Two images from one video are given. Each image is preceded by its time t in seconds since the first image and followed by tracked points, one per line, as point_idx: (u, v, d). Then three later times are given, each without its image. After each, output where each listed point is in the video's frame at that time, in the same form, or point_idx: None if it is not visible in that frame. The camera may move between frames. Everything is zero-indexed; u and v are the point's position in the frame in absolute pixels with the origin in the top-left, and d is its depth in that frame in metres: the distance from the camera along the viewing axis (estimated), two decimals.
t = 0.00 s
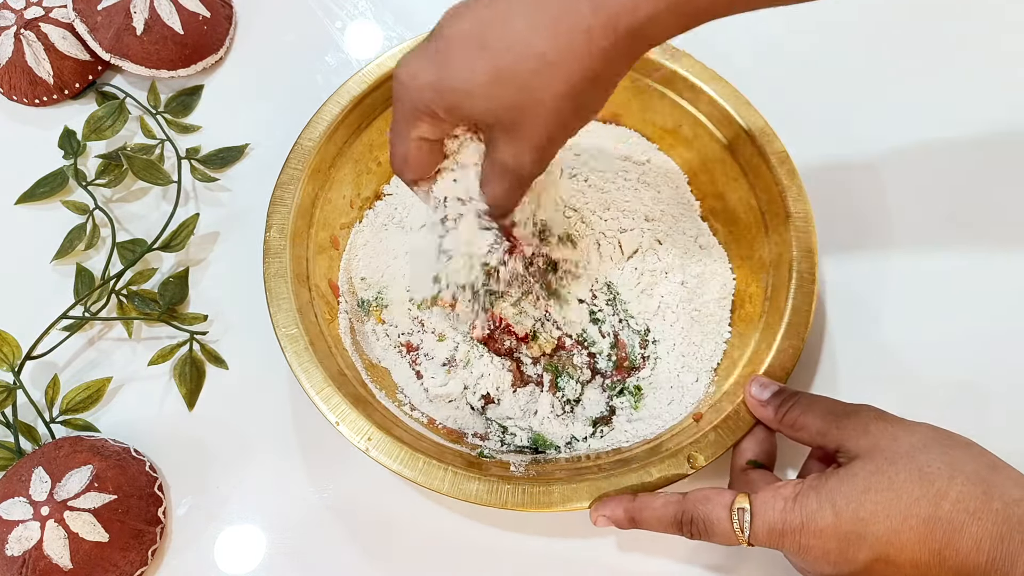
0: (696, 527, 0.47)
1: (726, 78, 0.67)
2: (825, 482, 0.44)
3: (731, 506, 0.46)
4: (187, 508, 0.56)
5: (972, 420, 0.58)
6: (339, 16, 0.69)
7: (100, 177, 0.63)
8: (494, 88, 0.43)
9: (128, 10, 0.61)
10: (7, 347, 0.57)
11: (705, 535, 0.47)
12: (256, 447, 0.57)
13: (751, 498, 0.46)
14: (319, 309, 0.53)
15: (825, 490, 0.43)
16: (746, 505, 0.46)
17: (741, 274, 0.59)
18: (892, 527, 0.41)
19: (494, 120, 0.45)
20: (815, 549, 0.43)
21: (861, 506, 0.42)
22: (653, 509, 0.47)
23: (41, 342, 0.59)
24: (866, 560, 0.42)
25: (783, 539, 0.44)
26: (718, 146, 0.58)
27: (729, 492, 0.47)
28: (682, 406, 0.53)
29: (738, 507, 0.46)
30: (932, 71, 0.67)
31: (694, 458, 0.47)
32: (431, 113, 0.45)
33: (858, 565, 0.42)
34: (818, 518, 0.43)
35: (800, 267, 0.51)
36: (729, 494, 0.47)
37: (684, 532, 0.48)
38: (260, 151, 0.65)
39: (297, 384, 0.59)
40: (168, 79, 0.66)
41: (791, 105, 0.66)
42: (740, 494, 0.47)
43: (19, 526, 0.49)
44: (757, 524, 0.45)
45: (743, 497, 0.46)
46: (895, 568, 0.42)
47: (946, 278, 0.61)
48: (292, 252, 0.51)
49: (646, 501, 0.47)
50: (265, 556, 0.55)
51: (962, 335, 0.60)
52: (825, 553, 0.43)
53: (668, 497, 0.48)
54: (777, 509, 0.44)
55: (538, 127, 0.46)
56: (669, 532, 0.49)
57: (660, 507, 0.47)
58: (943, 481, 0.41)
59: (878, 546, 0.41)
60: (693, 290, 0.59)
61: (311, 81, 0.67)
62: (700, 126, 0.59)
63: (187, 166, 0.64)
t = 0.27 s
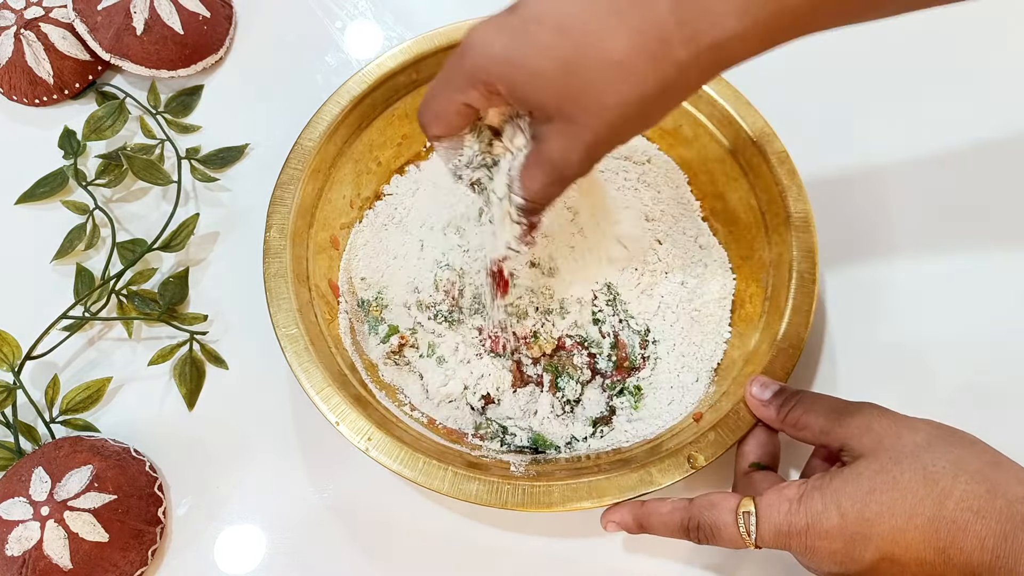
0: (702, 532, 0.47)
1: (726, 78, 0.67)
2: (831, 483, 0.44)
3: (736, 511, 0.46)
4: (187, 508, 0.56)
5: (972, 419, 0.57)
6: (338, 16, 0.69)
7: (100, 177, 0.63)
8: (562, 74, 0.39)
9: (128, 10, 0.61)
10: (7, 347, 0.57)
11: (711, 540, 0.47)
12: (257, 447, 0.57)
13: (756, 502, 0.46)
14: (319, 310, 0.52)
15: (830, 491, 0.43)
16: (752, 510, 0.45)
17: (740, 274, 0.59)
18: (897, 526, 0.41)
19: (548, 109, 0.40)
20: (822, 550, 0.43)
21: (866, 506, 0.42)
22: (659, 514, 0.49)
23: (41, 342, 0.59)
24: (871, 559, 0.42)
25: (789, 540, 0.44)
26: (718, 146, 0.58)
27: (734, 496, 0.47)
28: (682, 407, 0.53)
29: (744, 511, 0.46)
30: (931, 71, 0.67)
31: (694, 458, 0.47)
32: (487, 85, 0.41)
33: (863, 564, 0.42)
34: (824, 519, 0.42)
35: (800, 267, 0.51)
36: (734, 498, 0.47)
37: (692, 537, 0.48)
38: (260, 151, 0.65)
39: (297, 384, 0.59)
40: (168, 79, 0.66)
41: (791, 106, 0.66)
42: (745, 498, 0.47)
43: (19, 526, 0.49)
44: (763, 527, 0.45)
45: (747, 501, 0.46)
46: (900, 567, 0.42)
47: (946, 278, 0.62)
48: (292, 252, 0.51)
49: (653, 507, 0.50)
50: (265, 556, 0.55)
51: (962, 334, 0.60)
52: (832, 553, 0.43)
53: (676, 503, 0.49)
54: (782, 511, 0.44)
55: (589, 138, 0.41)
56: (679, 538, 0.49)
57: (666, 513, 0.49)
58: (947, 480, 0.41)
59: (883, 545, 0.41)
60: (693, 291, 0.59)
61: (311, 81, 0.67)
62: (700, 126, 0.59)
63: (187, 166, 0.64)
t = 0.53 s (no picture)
0: (702, 531, 0.48)
1: (726, 77, 0.67)
2: (830, 481, 0.44)
3: (736, 509, 0.46)
4: (187, 508, 0.56)
5: (971, 417, 0.58)
6: (338, 16, 0.69)
7: (100, 177, 0.63)
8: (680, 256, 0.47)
9: (128, 10, 0.61)
10: (6, 347, 0.57)
11: (710, 539, 0.47)
12: (257, 447, 0.57)
13: (755, 500, 0.46)
14: (319, 309, 0.53)
15: (829, 490, 0.43)
16: (751, 508, 0.46)
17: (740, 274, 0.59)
18: (896, 525, 0.41)
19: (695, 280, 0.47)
20: (820, 549, 0.43)
21: (865, 505, 0.42)
22: (659, 512, 0.49)
23: (41, 341, 0.59)
24: (871, 558, 0.42)
25: (788, 539, 0.44)
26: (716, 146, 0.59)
27: (733, 494, 0.47)
28: (684, 407, 0.53)
29: (743, 510, 0.46)
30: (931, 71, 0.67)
31: (694, 458, 0.47)
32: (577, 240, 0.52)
33: (862, 563, 0.42)
34: (823, 518, 0.43)
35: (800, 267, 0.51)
36: (733, 497, 0.47)
37: (691, 536, 0.48)
38: (260, 151, 0.65)
39: (296, 383, 0.59)
40: (168, 78, 0.66)
41: (790, 105, 0.66)
42: (744, 497, 0.47)
43: (19, 526, 0.49)
44: (762, 526, 0.45)
45: (747, 500, 0.46)
46: (900, 565, 0.42)
47: (945, 277, 0.62)
48: (292, 252, 0.51)
49: (653, 504, 0.49)
50: (265, 556, 0.55)
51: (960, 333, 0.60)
52: (830, 552, 0.43)
53: (675, 501, 0.49)
54: (781, 510, 0.44)
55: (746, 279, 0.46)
56: (679, 536, 0.50)
57: (666, 511, 0.49)
58: (947, 479, 0.41)
59: (883, 544, 0.41)
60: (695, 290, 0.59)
61: (311, 81, 0.67)
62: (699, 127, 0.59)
63: (188, 166, 0.64)
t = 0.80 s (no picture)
0: (702, 531, 0.48)
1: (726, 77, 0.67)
2: (830, 483, 0.44)
3: (736, 510, 0.46)
4: (187, 508, 0.56)
5: (971, 418, 0.57)
6: (338, 16, 0.69)
7: (100, 177, 0.63)
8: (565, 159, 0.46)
9: (128, 10, 0.61)
10: (7, 347, 0.57)
11: (710, 539, 0.47)
12: (257, 446, 0.57)
13: (755, 501, 0.46)
14: (319, 309, 0.53)
15: (829, 491, 0.43)
16: (751, 509, 0.46)
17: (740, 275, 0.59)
18: (896, 526, 0.41)
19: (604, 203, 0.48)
20: (820, 550, 0.43)
21: (865, 506, 0.42)
22: (659, 513, 0.49)
23: (41, 341, 0.59)
24: (871, 559, 0.42)
25: (788, 540, 0.44)
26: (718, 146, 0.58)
27: (733, 495, 0.47)
28: (683, 407, 0.53)
29: (744, 511, 0.46)
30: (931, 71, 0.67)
31: (694, 458, 0.47)
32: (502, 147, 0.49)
33: (862, 564, 0.42)
34: (823, 519, 0.43)
35: (800, 268, 0.51)
36: (733, 498, 0.47)
37: (691, 536, 0.48)
38: (260, 151, 0.65)
39: (297, 383, 0.59)
40: (168, 78, 0.66)
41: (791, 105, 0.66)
42: (744, 498, 0.47)
43: (19, 526, 0.49)
44: (762, 527, 0.45)
45: (747, 501, 0.46)
46: (899, 567, 0.42)
47: (945, 277, 0.62)
48: (292, 252, 0.51)
49: (653, 505, 0.49)
50: (265, 556, 0.55)
51: (961, 334, 0.60)
52: (830, 553, 0.43)
53: (675, 501, 0.49)
54: (781, 511, 0.44)
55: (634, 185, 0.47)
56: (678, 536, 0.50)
57: (666, 511, 0.49)
58: (947, 481, 0.41)
59: (883, 546, 0.41)
60: (692, 291, 0.59)
61: (311, 81, 0.67)
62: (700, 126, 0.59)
63: (187, 166, 0.64)
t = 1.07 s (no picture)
0: (700, 531, 0.48)
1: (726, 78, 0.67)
2: (829, 483, 0.44)
3: (735, 511, 0.46)
4: (187, 508, 0.56)
5: (972, 418, 0.57)
6: (338, 16, 0.69)
7: (100, 177, 0.63)
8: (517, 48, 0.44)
9: (128, 10, 0.61)
10: (7, 347, 0.57)
11: (709, 539, 0.48)
12: (257, 447, 0.57)
13: (754, 501, 0.46)
14: (319, 310, 0.53)
15: (828, 492, 0.43)
16: (750, 509, 0.46)
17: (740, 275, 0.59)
18: (895, 527, 0.41)
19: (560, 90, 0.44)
20: (819, 551, 0.43)
21: (864, 507, 0.42)
22: (658, 513, 0.49)
23: (41, 341, 0.59)
24: (870, 560, 0.42)
25: (787, 540, 0.44)
26: (719, 148, 0.58)
27: (732, 496, 0.47)
28: (683, 407, 0.53)
29: (742, 511, 0.46)
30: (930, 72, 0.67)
31: (694, 458, 0.47)
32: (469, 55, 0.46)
33: (861, 564, 0.42)
34: (822, 520, 0.43)
35: (800, 267, 0.51)
36: (732, 498, 0.47)
37: (690, 536, 0.48)
38: (260, 152, 0.65)
39: (297, 384, 0.59)
40: (168, 79, 0.66)
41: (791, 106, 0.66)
42: (743, 498, 0.47)
43: (19, 526, 0.49)
44: (761, 527, 0.45)
45: (746, 501, 0.46)
46: (897, 567, 0.42)
47: (945, 278, 0.62)
48: (292, 252, 0.51)
49: (652, 504, 0.49)
50: (265, 555, 0.55)
51: (961, 335, 0.60)
52: (829, 554, 0.43)
53: (674, 501, 0.49)
54: (780, 512, 0.44)
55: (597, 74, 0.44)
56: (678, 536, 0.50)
57: (665, 511, 0.49)
58: (946, 482, 0.41)
59: (882, 547, 0.41)
60: (692, 291, 0.59)
61: (311, 81, 0.67)
62: (700, 126, 0.59)
63: (187, 166, 0.64)
